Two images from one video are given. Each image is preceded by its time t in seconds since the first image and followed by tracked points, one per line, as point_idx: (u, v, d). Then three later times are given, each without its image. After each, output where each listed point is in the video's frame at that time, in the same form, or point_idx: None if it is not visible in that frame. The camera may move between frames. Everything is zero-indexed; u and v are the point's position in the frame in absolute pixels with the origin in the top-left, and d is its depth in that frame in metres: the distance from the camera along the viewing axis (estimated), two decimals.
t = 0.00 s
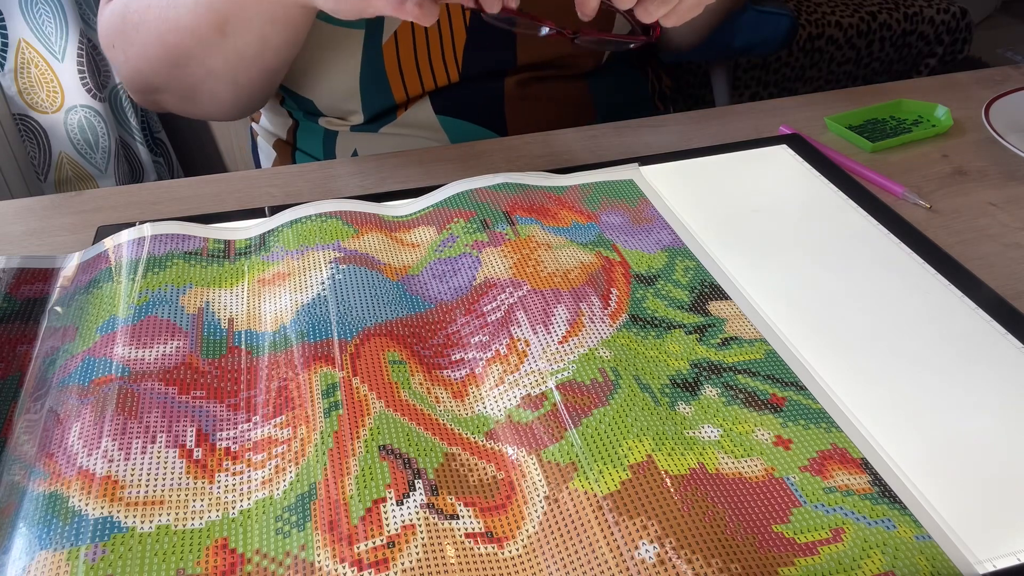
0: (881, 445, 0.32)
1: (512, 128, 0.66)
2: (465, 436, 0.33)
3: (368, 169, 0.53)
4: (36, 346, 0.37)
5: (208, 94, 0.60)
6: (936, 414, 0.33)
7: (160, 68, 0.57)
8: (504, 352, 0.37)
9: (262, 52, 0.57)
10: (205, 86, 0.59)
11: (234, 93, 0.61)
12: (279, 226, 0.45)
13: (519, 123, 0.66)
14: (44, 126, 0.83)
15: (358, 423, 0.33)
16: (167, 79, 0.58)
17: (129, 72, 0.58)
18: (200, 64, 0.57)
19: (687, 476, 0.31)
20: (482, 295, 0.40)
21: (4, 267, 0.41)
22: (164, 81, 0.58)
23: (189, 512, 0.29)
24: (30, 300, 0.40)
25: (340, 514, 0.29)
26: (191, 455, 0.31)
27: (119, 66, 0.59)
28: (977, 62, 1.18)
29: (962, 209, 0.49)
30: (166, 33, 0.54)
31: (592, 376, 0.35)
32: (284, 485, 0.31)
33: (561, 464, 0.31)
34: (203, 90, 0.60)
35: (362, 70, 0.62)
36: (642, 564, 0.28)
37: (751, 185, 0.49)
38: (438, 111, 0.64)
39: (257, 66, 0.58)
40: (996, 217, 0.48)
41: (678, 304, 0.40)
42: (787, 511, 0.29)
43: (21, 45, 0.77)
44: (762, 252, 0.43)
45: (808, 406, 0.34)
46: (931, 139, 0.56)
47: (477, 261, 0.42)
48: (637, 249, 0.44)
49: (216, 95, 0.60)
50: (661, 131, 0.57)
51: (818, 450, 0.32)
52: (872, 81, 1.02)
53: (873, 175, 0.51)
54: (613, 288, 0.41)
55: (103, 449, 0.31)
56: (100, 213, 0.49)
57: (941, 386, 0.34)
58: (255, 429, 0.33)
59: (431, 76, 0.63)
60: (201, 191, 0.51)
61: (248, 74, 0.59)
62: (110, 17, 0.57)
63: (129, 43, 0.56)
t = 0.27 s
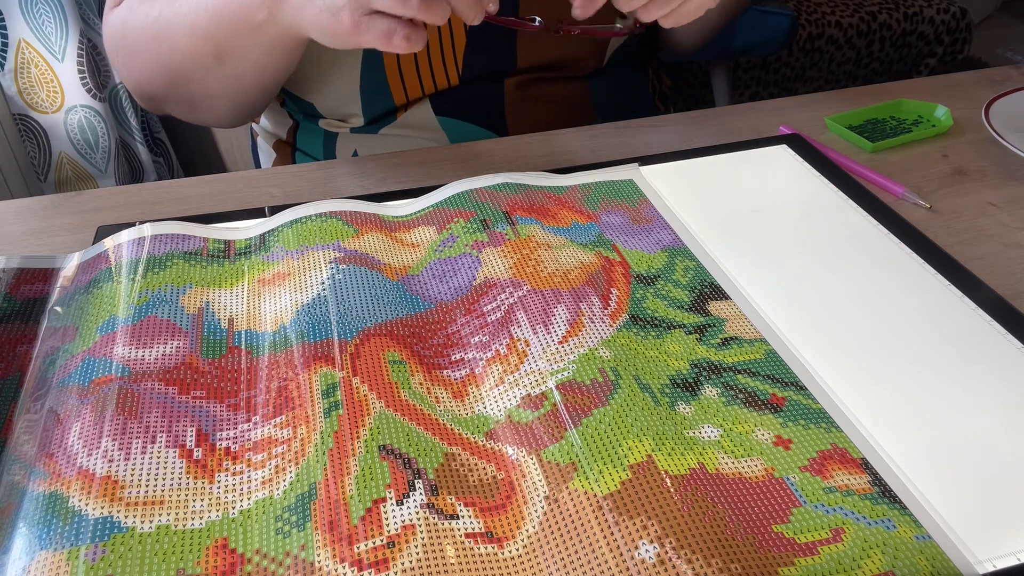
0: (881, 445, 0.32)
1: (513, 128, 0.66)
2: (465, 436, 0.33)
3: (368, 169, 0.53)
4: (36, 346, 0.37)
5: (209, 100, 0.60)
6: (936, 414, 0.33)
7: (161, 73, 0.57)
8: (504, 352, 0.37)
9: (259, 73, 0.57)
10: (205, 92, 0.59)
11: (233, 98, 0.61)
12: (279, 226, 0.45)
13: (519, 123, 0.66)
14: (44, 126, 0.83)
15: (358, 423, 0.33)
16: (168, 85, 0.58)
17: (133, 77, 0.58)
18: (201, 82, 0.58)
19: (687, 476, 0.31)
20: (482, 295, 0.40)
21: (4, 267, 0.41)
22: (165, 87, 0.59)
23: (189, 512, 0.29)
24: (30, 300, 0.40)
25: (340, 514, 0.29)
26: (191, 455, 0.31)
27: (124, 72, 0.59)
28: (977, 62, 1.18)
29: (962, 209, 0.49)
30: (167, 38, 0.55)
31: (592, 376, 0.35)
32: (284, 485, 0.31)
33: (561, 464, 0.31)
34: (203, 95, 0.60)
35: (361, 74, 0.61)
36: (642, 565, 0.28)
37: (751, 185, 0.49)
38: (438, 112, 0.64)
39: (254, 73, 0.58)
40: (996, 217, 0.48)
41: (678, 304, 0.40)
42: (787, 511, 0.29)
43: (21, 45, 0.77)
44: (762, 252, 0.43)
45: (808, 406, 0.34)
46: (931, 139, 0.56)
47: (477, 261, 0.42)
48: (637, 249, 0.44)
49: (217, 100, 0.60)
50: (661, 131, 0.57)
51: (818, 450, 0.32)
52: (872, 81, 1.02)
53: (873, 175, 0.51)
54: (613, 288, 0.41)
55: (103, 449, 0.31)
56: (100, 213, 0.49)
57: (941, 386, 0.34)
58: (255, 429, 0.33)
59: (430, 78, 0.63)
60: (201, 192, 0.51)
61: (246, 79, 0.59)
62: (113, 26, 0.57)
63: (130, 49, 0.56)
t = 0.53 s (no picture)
0: (881, 445, 0.32)
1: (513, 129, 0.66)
2: (465, 436, 0.33)
3: (369, 169, 0.53)
4: (36, 346, 0.37)
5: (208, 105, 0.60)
6: (936, 414, 0.33)
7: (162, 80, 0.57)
8: (504, 352, 0.37)
9: (257, 84, 0.58)
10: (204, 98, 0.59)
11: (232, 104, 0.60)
12: (278, 226, 0.45)
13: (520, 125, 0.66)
14: (44, 126, 0.83)
15: (358, 423, 0.33)
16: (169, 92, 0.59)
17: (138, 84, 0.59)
18: (198, 92, 0.58)
19: (687, 476, 0.31)
20: (482, 295, 0.40)
21: (4, 267, 0.42)
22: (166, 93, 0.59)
23: (189, 512, 0.29)
24: (30, 300, 0.40)
25: (340, 514, 0.29)
26: (191, 455, 0.31)
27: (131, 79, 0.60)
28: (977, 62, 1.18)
29: (962, 209, 0.49)
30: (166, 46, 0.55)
31: (592, 376, 0.35)
32: (284, 485, 0.31)
33: (561, 464, 0.31)
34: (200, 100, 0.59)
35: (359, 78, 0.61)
36: (642, 565, 0.28)
37: (751, 185, 0.49)
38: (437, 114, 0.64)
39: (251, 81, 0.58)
40: (996, 217, 0.48)
41: (678, 304, 0.40)
42: (787, 511, 0.29)
43: (21, 45, 0.77)
44: (762, 252, 0.43)
45: (808, 406, 0.34)
46: (931, 139, 0.56)
47: (477, 261, 0.42)
48: (637, 249, 0.44)
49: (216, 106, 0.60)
50: (661, 131, 0.57)
51: (818, 450, 0.32)
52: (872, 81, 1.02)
53: (873, 175, 0.51)
54: (613, 288, 0.41)
55: (103, 449, 0.31)
56: (100, 213, 0.49)
57: (941, 386, 0.34)
58: (255, 429, 0.33)
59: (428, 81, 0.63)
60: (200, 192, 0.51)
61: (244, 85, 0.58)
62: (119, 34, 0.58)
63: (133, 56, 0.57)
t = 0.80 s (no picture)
0: (881, 446, 0.32)
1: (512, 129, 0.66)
2: (465, 436, 0.33)
3: (368, 169, 0.53)
4: (36, 346, 0.37)
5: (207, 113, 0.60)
6: (936, 413, 0.33)
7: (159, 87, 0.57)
8: (504, 352, 0.37)
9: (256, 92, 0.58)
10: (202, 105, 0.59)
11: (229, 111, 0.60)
12: (278, 226, 0.45)
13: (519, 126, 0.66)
14: (44, 126, 0.83)
15: (358, 423, 0.33)
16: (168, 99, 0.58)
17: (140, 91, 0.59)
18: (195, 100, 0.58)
19: (687, 476, 0.31)
20: (482, 295, 0.40)
21: (4, 267, 0.42)
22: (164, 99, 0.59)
23: (189, 512, 0.29)
24: (30, 300, 0.40)
25: (340, 514, 0.29)
26: (191, 455, 0.31)
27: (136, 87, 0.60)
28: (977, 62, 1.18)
29: (962, 209, 0.49)
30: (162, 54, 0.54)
31: (592, 376, 0.35)
32: (284, 485, 0.31)
33: (561, 464, 0.31)
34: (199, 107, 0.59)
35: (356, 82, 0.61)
36: (642, 564, 0.28)
37: (751, 185, 0.49)
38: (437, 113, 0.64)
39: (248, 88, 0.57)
40: (996, 217, 0.48)
41: (678, 304, 0.40)
42: (787, 511, 0.29)
43: (21, 45, 0.77)
44: (762, 252, 0.43)
45: (808, 406, 0.34)
46: (931, 139, 0.56)
47: (477, 261, 0.42)
48: (637, 249, 0.44)
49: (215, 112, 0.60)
50: (661, 131, 0.57)
51: (818, 450, 0.32)
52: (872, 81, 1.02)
53: (872, 175, 0.51)
54: (613, 288, 0.41)
55: (103, 449, 0.31)
56: (100, 213, 0.49)
57: (941, 386, 0.34)
58: (255, 429, 0.33)
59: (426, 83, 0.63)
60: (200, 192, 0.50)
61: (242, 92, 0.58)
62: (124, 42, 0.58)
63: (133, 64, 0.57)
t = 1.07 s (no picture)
0: (881, 445, 0.32)
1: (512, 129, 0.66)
2: (465, 436, 0.33)
3: (368, 169, 0.53)
4: (36, 346, 0.37)
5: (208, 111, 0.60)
6: (935, 413, 0.33)
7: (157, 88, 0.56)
8: (504, 352, 0.37)
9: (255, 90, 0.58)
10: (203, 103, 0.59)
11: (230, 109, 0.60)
12: (278, 226, 0.45)
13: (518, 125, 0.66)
14: (44, 126, 0.83)
15: (358, 423, 0.33)
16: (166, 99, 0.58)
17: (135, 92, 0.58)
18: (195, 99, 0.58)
19: (688, 476, 0.31)
20: (482, 295, 0.40)
21: (4, 267, 0.42)
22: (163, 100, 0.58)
23: (189, 512, 0.29)
24: (30, 300, 0.40)
25: (340, 514, 0.29)
26: (191, 455, 0.31)
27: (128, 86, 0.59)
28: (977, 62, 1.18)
29: (962, 209, 0.49)
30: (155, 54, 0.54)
31: (592, 376, 0.35)
32: (284, 485, 0.31)
33: (561, 464, 0.31)
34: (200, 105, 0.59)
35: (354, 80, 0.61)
36: (642, 565, 0.28)
37: (751, 185, 0.49)
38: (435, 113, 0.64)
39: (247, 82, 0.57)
40: (996, 217, 0.48)
41: (678, 304, 0.40)
42: (787, 511, 0.29)
43: (21, 45, 0.77)
44: (762, 252, 0.43)
45: (808, 406, 0.34)
46: (931, 139, 0.56)
47: (477, 261, 0.42)
48: (637, 249, 0.44)
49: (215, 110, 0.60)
50: (662, 131, 0.57)
51: (818, 450, 0.32)
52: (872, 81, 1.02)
53: (872, 175, 0.51)
54: (613, 288, 0.41)
55: (103, 449, 0.31)
56: (100, 213, 0.49)
57: (942, 386, 0.34)
58: (255, 429, 0.33)
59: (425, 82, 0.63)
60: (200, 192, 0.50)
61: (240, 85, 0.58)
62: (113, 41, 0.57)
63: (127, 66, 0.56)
